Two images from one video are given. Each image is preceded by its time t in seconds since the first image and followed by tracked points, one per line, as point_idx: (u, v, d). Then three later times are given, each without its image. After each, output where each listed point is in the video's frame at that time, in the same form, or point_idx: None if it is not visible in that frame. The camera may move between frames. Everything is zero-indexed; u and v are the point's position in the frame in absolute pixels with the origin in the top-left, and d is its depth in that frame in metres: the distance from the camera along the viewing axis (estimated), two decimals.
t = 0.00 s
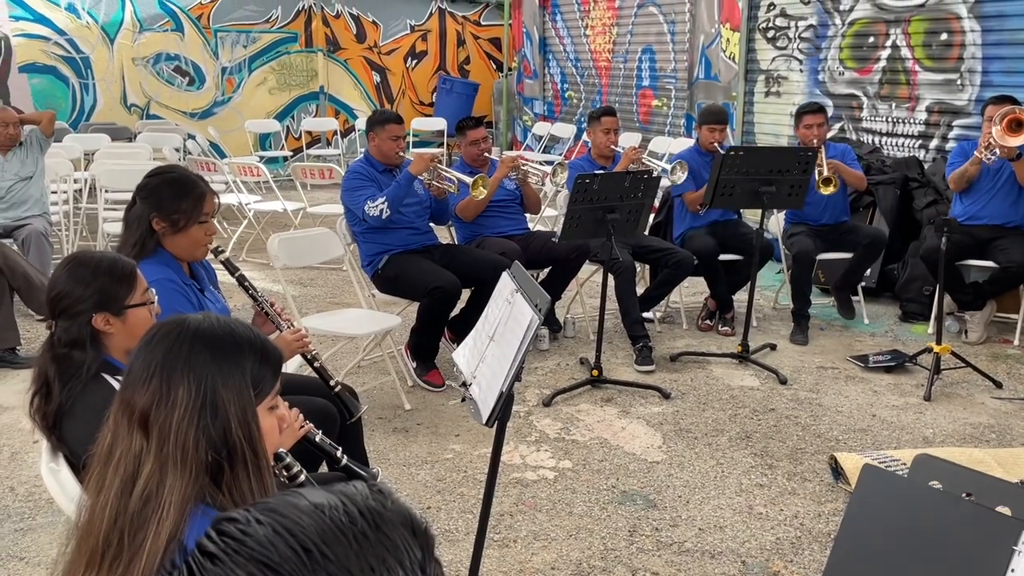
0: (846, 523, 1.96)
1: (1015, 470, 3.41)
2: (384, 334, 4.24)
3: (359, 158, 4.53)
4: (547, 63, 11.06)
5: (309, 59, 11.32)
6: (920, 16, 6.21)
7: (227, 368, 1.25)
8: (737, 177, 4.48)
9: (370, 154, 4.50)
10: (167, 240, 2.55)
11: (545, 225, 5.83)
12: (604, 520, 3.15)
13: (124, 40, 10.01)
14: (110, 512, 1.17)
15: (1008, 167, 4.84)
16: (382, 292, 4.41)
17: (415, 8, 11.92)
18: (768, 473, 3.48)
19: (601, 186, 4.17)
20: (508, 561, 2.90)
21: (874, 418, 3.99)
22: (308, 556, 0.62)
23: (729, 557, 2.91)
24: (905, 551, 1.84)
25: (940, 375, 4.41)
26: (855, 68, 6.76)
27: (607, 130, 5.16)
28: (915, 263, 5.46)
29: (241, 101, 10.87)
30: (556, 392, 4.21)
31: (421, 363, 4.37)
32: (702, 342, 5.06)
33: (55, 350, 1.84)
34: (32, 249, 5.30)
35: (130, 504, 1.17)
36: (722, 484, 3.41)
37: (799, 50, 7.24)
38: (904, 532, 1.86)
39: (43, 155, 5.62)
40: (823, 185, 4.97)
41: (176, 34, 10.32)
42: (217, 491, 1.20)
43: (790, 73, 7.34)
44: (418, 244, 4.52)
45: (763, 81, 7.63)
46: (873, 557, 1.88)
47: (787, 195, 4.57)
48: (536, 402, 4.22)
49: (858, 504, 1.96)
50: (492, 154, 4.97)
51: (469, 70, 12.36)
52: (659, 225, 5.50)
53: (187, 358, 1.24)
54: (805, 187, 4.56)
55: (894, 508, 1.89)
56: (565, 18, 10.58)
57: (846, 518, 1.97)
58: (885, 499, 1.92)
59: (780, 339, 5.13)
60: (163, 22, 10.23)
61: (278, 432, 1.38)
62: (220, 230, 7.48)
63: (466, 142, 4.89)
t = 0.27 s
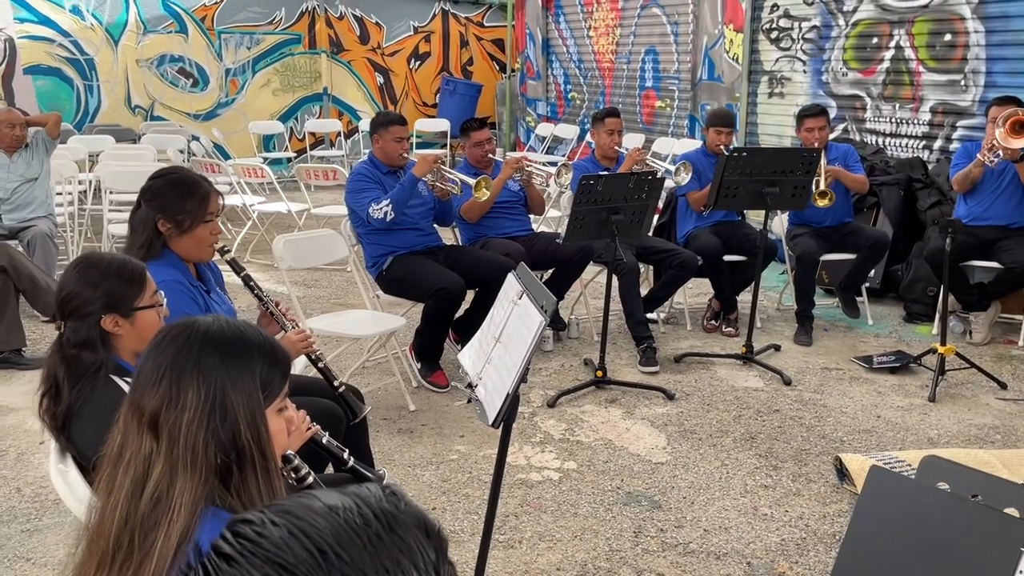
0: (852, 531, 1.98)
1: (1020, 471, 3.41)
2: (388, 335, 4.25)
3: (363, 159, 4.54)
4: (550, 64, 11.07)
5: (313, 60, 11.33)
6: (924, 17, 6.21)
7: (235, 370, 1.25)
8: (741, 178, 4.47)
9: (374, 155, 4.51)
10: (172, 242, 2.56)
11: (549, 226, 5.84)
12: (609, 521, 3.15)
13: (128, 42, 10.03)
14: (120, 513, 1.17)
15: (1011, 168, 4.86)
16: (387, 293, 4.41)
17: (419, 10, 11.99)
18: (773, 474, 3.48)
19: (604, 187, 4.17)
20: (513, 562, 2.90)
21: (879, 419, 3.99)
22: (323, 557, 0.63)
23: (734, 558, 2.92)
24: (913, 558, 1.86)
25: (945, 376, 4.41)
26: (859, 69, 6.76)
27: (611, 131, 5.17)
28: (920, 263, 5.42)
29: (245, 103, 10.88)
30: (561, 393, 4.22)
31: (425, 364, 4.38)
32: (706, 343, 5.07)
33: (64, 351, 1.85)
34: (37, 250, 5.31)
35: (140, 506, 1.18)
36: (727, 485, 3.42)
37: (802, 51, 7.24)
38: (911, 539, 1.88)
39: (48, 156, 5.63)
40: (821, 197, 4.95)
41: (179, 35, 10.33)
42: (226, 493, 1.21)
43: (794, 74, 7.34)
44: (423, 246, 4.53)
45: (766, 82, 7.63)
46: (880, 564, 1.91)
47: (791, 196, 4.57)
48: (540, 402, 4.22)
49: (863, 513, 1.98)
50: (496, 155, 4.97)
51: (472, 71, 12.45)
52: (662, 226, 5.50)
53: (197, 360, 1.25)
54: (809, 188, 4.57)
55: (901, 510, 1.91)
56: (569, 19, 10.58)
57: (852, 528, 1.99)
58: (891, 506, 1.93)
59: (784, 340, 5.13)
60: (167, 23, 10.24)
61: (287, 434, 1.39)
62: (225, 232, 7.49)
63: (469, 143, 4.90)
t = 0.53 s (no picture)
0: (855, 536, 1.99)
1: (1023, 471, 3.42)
2: (392, 337, 4.26)
3: (366, 161, 4.55)
4: (552, 65, 11.07)
5: (315, 62, 11.35)
6: (925, 17, 6.21)
7: (244, 375, 1.26)
8: (743, 179, 4.49)
9: (378, 157, 4.52)
10: (177, 244, 2.57)
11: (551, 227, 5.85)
12: (613, 522, 3.16)
13: (131, 44, 10.05)
14: (132, 518, 1.18)
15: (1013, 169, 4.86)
16: (390, 295, 4.43)
17: (420, 11, 12.02)
18: (776, 475, 3.49)
19: (607, 189, 4.19)
20: (518, 563, 2.91)
21: (882, 420, 4.00)
22: (336, 560, 0.64)
23: (737, 559, 2.93)
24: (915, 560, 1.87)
25: (948, 377, 4.41)
26: (861, 69, 6.76)
27: (613, 133, 5.18)
28: (921, 264, 5.42)
29: (247, 105, 10.90)
30: (564, 394, 4.23)
31: (428, 365, 4.39)
32: (709, 344, 5.07)
33: (72, 354, 1.87)
34: (41, 253, 5.33)
35: (151, 511, 1.19)
36: (730, 486, 3.42)
37: (804, 52, 7.25)
38: (913, 541, 1.89)
39: (52, 159, 5.64)
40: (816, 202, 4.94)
41: (182, 38, 10.35)
42: (236, 497, 1.22)
43: (796, 74, 7.35)
44: (426, 248, 4.54)
45: (768, 82, 7.64)
46: (884, 567, 1.92)
47: (793, 197, 4.58)
48: (543, 404, 4.23)
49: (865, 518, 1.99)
50: (499, 156, 4.98)
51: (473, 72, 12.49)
52: (665, 227, 5.44)
53: (205, 365, 1.26)
54: (812, 189, 4.57)
55: (903, 510, 1.92)
56: (571, 20, 10.59)
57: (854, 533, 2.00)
58: (894, 510, 1.94)
59: (787, 341, 5.14)
60: (169, 25, 10.25)
61: (295, 437, 1.40)
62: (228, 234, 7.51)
63: (472, 145, 4.90)
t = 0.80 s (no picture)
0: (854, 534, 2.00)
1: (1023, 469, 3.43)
2: (393, 338, 4.27)
3: (367, 162, 4.56)
4: (551, 66, 11.08)
5: (315, 63, 11.37)
6: (924, 17, 6.22)
7: (245, 377, 1.27)
8: (743, 179, 4.49)
9: (378, 158, 4.53)
10: (178, 246, 2.58)
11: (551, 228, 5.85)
12: (614, 522, 3.17)
13: (131, 46, 10.05)
14: (135, 521, 1.19)
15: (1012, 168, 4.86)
16: (390, 295, 4.43)
17: (420, 12, 12.03)
18: (776, 474, 3.50)
19: (607, 190, 4.19)
20: (519, 562, 2.92)
21: (882, 418, 4.01)
22: (340, 556, 0.65)
23: (738, 558, 2.93)
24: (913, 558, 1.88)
25: (947, 375, 4.42)
26: (860, 68, 6.77)
27: (613, 133, 5.18)
28: (921, 263, 5.43)
29: (247, 106, 10.91)
30: (565, 394, 4.24)
31: (429, 365, 4.39)
32: (709, 343, 5.08)
33: (75, 356, 1.88)
34: (42, 255, 5.34)
35: (155, 513, 1.20)
36: (731, 485, 3.43)
37: (803, 51, 7.25)
38: (911, 540, 1.89)
39: (52, 161, 5.66)
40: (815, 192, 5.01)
41: (181, 39, 10.36)
42: (239, 498, 1.23)
43: (795, 74, 7.36)
44: (426, 248, 4.55)
45: (767, 82, 7.65)
46: (883, 566, 1.92)
47: (792, 197, 4.59)
48: (544, 404, 4.24)
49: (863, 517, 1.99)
50: (499, 157, 4.99)
51: (473, 73, 12.52)
52: (665, 227, 5.51)
53: (206, 368, 1.26)
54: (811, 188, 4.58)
55: (901, 508, 1.94)
56: (570, 21, 10.60)
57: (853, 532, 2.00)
58: (892, 510, 1.95)
59: (787, 340, 5.14)
60: (169, 27, 10.26)
61: (298, 437, 1.41)
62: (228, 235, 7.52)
63: (473, 145, 4.91)
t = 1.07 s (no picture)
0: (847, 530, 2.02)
1: (1018, 465, 3.44)
2: (390, 337, 4.28)
3: (363, 161, 4.57)
4: (548, 65, 11.08)
5: (312, 64, 11.40)
6: (919, 15, 6.24)
7: (237, 376, 1.28)
8: (739, 178, 4.50)
9: (374, 157, 4.54)
10: (175, 247, 2.59)
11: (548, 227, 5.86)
12: (610, 519, 3.18)
13: (128, 48, 10.05)
14: (130, 522, 1.20)
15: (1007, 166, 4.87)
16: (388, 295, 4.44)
17: (416, 13, 12.04)
18: (773, 471, 3.51)
19: (603, 189, 4.20)
20: (516, 560, 2.93)
21: (878, 415, 4.02)
22: (325, 553, 0.66)
23: (734, 554, 2.95)
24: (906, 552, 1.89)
25: (943, 372, 4.43)
26: (856, 67, 6.78)
27: (608, 131, 5.21)
28: (917, 260, 5.45)
29: (245, 107, 10.92)
30: (562, 393, 4.25)
31: (427, 365, 4.40)
32: (706, 341, 5.09)
33: (72, 357, 1.88)
34: (39, 257, 5.35)
35: (150, 514, 1.20)
36: (727, 482, 3.44)
37: (799, 50, 7.27)
38: (904, 534, 1.90)
39: (50, 163, 5.68)
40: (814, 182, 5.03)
41: (179, 41, 10.36)
42: (234, 495, 1.23)
43: (791, 73, 7.37)
44: (423, 248, 4.56)
45: (764, 81, 7.66)
46: (878, 562, 1.94)
47: (788, 195, 4.60)
48: (541, 403, 4.25)
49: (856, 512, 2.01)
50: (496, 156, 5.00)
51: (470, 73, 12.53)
52: (662, 226, 5.53)
53: (198, 368, 1.28)
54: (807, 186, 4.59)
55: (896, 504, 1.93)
56: (566, 21, 10.61)
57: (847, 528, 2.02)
58: (884, 505, 1.96)
59: (784, 338, 5.16)
60: (166, 29, 10.26)
61: (292, 434, 1.42)
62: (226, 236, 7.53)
63: (470, 145, 4.92)
